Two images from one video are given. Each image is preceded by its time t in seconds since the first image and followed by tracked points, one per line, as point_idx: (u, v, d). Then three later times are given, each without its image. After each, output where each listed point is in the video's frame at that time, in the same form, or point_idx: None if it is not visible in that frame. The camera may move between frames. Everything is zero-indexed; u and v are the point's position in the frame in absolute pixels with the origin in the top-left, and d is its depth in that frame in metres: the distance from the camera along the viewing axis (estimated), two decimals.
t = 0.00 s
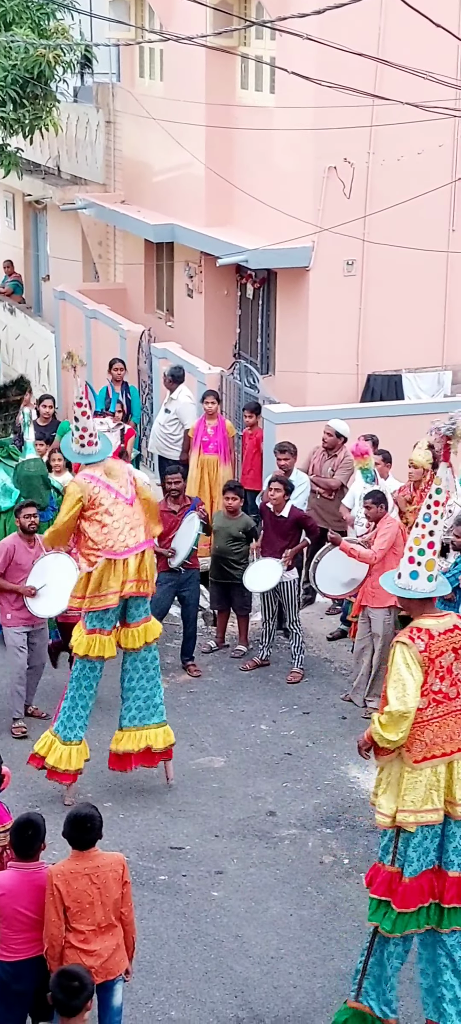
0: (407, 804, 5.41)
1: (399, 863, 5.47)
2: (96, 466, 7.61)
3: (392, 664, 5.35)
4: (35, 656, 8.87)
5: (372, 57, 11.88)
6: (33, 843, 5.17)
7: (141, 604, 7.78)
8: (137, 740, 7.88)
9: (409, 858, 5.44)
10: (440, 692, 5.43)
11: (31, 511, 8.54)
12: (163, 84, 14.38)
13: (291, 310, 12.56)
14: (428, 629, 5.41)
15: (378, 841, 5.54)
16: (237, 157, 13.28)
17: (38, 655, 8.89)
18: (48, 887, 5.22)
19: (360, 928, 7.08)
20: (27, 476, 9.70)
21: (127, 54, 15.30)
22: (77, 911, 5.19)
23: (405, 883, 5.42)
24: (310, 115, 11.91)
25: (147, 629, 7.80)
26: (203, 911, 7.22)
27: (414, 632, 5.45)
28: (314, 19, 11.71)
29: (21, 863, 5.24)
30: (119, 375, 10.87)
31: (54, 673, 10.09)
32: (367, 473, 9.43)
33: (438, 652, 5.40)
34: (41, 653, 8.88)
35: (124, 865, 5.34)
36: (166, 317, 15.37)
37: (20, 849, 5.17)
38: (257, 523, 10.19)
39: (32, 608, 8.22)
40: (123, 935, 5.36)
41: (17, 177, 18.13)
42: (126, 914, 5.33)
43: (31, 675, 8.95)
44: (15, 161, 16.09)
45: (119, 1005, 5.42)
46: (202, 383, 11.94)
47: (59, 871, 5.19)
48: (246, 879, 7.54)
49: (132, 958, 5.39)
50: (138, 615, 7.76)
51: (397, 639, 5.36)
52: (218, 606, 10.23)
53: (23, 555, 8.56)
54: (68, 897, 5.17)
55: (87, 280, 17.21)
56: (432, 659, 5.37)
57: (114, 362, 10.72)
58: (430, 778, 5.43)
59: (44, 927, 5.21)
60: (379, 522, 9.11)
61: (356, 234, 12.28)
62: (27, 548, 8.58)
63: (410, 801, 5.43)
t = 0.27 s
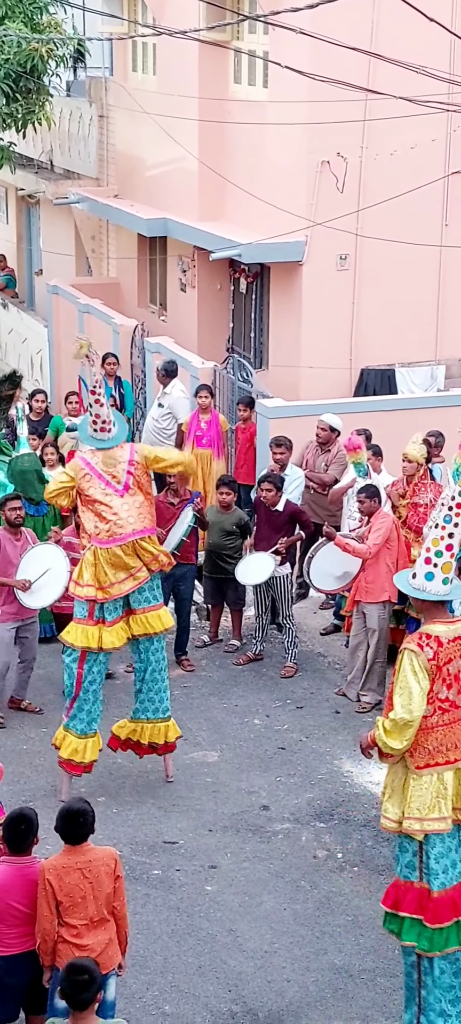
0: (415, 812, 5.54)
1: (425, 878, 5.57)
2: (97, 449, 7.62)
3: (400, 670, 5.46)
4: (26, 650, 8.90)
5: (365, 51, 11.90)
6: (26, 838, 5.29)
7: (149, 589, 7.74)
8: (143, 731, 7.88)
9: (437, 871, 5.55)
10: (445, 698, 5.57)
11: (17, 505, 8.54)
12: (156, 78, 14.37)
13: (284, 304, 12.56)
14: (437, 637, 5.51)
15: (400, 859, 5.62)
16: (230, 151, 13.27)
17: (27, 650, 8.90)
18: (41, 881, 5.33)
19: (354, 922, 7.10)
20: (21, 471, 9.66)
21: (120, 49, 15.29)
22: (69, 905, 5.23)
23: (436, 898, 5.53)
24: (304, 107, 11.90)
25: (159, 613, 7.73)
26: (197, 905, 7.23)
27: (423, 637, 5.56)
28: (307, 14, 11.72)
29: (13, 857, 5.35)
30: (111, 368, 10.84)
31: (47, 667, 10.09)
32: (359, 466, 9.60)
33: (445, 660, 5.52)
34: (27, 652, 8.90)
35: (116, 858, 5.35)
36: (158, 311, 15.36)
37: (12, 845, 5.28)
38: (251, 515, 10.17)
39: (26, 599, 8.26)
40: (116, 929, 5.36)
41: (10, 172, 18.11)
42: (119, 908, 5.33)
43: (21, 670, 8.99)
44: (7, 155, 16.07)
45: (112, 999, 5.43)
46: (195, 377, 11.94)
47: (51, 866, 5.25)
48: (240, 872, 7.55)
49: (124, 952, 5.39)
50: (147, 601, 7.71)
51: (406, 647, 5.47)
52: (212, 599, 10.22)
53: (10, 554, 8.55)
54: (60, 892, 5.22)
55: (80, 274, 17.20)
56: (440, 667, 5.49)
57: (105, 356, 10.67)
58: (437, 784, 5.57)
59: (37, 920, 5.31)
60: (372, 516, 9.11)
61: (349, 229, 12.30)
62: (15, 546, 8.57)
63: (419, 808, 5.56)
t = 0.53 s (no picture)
0: (434, 821, 5.42)
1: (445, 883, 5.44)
2: (109, 467, 7.56)
3: (397, 679, 5.37)
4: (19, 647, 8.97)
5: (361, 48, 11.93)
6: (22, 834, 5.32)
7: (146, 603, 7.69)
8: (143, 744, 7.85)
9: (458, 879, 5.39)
10: (447, 705, 5.44)
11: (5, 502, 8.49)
12: (152, 75, 14.39)
13: (280, 300, 12.59)
14: (433, 643, 5.41)
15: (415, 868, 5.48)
16: (226, 147, 13.30)
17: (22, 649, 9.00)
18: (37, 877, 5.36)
19: (349, 919, 7.10)
20: (18, 468, 9.64)
21: (115, 45, 15.31)
22: (65, 901, 5.25)
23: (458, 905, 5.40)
24: (299, 106, 11.97)
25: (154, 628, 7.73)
26: (192, 902, 7.22)
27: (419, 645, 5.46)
28: (303, 10, 11.75)
29: (9, 853, 5.37)
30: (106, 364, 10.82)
31: (43, 663, 10.09)
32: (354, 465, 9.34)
33: (444, 666, 5.41)
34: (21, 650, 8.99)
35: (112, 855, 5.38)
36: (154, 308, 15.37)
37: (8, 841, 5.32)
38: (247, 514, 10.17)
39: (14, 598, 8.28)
40: (112, 925, 5.38)
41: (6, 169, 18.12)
42: (114, 904, 5.35)
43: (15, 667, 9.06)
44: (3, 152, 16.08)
45: (61, 999, 5.50)
46: (191, 374, 11.96)
47: (47, 862, 5.27)
48: (235, 869, 7.55)
49: (121, 948, 5.40)
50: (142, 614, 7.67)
51: (401, 656, 5.39)
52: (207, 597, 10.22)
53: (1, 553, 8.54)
54: (56, 888, 5.25)
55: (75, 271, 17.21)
56: (437, 673, 5.38)
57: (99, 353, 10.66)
58: (453, 793, 5.44)
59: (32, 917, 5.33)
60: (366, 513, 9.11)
61: (345, 225, 12.34)
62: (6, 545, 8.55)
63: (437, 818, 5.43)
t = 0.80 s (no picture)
0: (433, 823, 5.33)
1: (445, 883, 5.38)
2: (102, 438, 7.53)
3: (410, 676, 5.21)
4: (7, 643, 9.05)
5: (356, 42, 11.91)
6: (18, 828, 5.36)
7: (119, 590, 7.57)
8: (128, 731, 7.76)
9: (457, 879, 5.34)
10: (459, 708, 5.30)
11: None
12: (147, 70, 14.37)
13: (276, 295, 12.58)
14: (450, 644, 5.25)
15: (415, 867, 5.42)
16: (221, 142, 13.28)
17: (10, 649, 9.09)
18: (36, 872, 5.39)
19: (346, 913, 7.11)
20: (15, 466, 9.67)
21: (111, 39, 15.27)
22: (64, 895, 5.28)
23: (458, 906, 5.34)
24: (294, 100, 11.92)
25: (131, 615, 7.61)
26: (189, 897, 7.23)
27: (434, 644, 5.29)
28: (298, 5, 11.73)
29: (6, 848, 5.42)
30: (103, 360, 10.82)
31: (40, 658, 10.08)
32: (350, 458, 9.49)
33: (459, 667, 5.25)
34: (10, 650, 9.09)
35: (112, 850, 5.40)
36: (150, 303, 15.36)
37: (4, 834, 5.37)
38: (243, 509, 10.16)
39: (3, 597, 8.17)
40: (112, 919, 5.39)
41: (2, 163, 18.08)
42: (115, 899, 5.37)
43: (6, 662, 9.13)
44: None
45: (60, 992, 5.45)
46: (186, 369, 11.97)
47: (47, 857, 5.30)
48: (232, 863, 7.55)
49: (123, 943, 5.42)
50: (115, 600, 7.55)
51: (416, 654, 5.22)
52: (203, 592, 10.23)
53: None
54: (56, 882, 5.28)
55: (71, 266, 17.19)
56: (451, 674, 5.22)
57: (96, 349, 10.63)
58: (454, 794, 5.33)
59: (32, 911, 5.38)
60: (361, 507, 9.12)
61: (341, 220, 12.34)
62: None
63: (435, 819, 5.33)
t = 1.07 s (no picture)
0: (437, 818, 5.39)
1: (441, 881, 5.45)
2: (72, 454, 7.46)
3: (435, 671, 5.28)
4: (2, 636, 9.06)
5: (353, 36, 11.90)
6: (17, 823, 5.36)
7: (110, 603, 7.47)
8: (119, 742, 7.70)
9: (453, 877, 5.40)
10: None
11: None
12: (145, 65, 14.36)
13: (274, 290, 12.56)
14: None
15: (413, 860, 5.50)
16: (219, 137, 13.28)
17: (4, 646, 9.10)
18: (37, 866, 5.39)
19: (344, 908, 7.11)
20: (13, 460, 9.67)
21: (109, 34, 15.25)
22: (66, 890, 5.30)
23: (452, 905, 5.40)
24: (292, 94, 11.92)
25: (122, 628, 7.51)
26: (188, 892, 7.23)
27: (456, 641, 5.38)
28: None
29: (4, 843, 5.40)
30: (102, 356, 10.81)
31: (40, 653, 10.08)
32: (349, 452, 9.49)
33: None
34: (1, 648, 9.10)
35: (113, 844, 5.41)
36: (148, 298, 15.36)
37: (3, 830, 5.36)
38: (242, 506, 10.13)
39: None
40: (114, 913, 5.41)
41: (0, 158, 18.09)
42: (116, 893, 5.38)
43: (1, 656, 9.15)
44: None
45: (61, 987, 5.46)
46: (185, 364, 11.98)
47: (48, 852, 5.30)
48: (230, 858, 7.56)
49: (125, 935, 5.44)
50: (104, 612, 7.47)
51: (442, 649, 5.29)
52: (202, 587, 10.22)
53: None
54: (58, 878, 5.28)
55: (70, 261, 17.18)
56: None
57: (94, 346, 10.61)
58: None
59: (32, 905, 5.38)
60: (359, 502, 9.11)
61: (340, 215, 12.33)
62: None
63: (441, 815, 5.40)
